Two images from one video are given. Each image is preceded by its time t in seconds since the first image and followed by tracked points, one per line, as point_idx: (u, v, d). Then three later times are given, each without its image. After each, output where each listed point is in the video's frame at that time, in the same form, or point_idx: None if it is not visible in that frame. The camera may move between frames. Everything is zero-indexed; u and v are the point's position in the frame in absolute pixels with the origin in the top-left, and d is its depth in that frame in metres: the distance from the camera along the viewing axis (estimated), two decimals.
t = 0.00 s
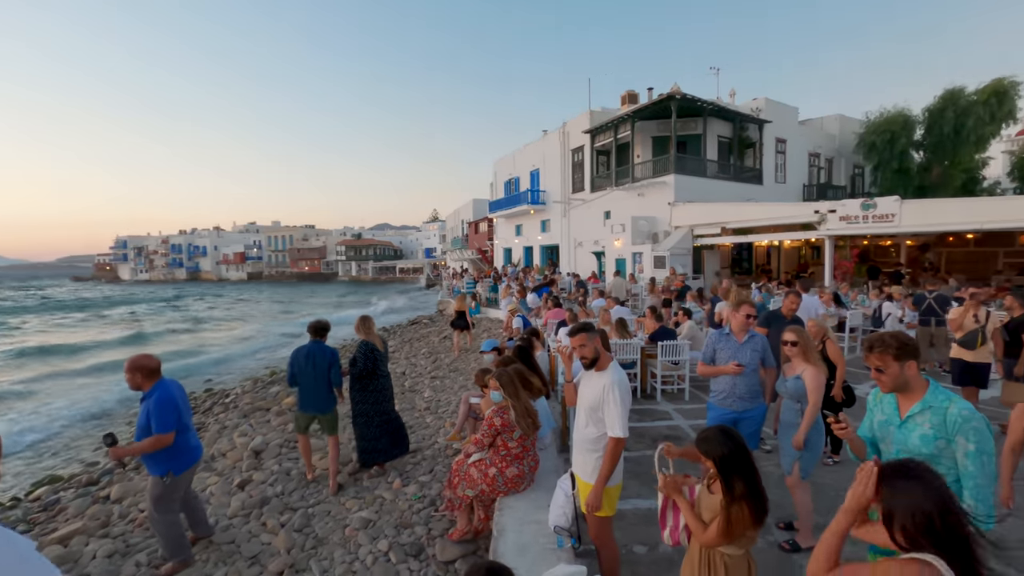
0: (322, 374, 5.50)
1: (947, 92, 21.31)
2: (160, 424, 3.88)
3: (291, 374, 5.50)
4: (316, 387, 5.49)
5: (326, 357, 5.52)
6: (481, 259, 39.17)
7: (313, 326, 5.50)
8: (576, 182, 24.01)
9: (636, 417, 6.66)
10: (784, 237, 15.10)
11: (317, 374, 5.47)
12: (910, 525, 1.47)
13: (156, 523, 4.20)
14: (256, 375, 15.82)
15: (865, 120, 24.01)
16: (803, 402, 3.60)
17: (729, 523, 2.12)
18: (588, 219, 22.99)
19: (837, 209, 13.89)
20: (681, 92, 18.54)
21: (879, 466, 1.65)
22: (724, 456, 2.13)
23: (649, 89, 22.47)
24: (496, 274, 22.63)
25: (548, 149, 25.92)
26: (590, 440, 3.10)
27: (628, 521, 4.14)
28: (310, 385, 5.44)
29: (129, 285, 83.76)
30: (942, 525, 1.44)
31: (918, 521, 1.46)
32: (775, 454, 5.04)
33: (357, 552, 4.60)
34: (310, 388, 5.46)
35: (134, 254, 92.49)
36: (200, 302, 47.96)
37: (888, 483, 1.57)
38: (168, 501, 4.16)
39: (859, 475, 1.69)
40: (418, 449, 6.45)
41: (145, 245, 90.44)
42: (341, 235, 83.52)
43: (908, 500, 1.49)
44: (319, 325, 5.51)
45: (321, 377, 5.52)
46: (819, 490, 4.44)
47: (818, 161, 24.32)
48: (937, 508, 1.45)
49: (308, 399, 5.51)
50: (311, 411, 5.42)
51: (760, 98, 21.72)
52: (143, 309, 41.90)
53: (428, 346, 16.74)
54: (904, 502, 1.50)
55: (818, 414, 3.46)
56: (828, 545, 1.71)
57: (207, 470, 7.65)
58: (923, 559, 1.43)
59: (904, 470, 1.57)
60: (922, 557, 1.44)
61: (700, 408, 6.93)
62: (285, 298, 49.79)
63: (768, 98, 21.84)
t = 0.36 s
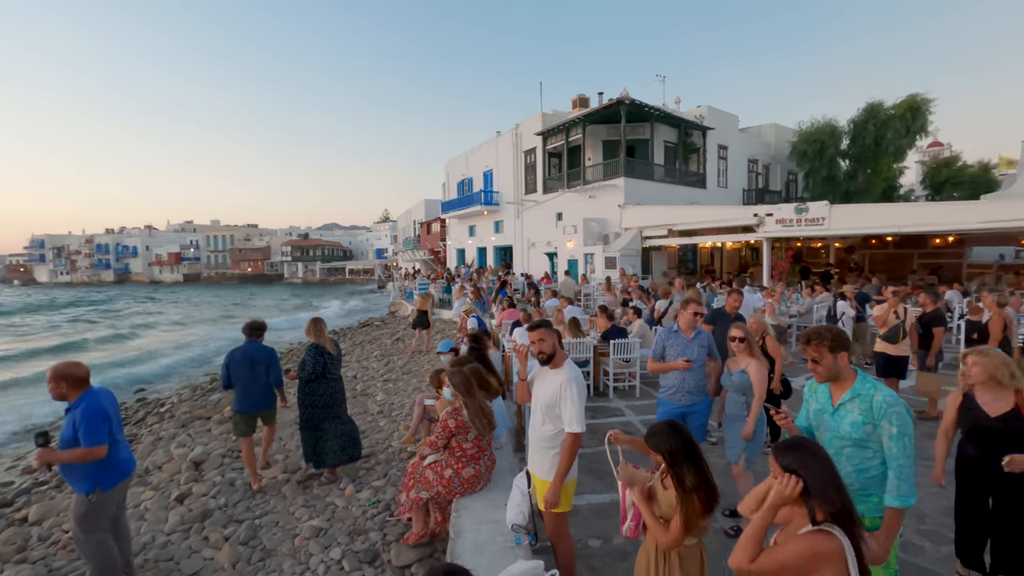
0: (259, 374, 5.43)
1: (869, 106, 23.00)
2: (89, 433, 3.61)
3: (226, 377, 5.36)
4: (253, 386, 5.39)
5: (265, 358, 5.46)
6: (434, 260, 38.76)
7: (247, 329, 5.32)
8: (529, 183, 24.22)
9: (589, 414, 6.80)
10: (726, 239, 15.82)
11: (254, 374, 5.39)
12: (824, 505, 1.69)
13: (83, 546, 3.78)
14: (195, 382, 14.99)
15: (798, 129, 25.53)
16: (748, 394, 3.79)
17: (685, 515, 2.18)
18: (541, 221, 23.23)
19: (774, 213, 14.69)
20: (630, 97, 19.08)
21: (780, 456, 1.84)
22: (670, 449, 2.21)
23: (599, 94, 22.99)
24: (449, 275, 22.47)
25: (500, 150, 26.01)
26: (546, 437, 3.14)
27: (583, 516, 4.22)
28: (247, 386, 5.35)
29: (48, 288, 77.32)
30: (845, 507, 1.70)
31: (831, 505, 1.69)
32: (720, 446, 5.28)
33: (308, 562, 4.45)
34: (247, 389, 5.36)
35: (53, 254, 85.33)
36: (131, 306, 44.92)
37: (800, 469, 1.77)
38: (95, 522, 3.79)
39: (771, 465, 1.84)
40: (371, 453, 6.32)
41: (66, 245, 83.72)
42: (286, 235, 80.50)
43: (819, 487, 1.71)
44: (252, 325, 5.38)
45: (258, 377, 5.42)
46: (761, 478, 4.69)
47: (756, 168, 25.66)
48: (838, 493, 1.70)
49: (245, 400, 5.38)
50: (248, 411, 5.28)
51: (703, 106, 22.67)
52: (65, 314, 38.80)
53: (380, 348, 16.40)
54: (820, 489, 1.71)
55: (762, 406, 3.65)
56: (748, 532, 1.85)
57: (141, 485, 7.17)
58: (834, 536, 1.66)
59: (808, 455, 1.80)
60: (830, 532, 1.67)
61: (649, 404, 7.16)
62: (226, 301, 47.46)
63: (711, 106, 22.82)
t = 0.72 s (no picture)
0: (210, 378, 5.20)
1: (810, 115, 24.29)
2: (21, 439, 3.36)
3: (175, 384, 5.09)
4: (205, 390, 5.17)
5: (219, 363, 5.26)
6: (391, 260, 38.11)
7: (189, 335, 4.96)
8: (488, 184, 24.22)
9: (549, 413, 6.87)
10: (679, 240, 16.34)
11: (205, 379, 5.16)
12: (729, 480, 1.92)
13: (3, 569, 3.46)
14: (135, 391, 14.15)
15: (745, 135, 26.66)
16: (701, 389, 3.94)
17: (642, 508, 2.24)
18: (500, 221, 23.28)
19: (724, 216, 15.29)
20: (587, 101, 19.39)
21: (690, 445, 2.00)
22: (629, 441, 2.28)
23: (557, 96, 23.24)
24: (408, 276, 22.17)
25: (459, 151, 25.87)
26: (508, 435, 3.16)
27: (545, 514, 4.27)
28: (197, 390, 5.12)
29: None
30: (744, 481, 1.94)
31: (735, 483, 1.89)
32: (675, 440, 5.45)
33: (262, 573, 4.30)
34: (198, 394, 5.12)
35: None
36: (62, 310, 41.89)
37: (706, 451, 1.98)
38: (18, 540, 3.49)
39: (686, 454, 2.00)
40: (328, 459, 6.17)
41: None
42: (235, 234, 77.25)
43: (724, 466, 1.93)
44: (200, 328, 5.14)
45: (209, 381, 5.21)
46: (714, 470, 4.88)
47: (707, 172, 26.62)
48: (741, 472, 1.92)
49: (196, 407, 5.13)
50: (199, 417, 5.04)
51: (657, 111, 23.31)
52: None
53: (337, 351, 16.00)
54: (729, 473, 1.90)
55: (714, 400, 3.81)
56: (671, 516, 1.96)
57: (76, 500, 6.71)
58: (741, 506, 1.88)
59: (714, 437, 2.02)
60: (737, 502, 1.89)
61: (608, 401, 7.31)
62: (169, 303, 45.01)
63: (664, 111, 23.51)
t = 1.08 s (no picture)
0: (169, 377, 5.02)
1: (768, 121, 25.17)
2: None
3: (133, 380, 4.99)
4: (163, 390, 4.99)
5: (177, 360, 5.04)
6: (358, 261, 37.50)
7: (156, 331, 4.93)
8: (457, 184, 24.13)
9: (519, 412, 6.91)
10: (646, 241, 16.66)
11: (162, 378, 4.97)
12: (661, 473, 1.91)
13: None
14: (85, 398, 13.45)
15: (708, 140, 27.41)
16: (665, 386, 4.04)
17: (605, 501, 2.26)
18: (469, 222, 23.22)
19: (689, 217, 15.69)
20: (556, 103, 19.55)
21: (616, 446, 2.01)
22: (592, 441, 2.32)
23: (526, 98, 23.37)
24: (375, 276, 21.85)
25: (428, 150, 25.68)
26: (477, 434, 3.17)
27: (516, 512, 4.29)
28: (153, 390, 4.96)
29: None
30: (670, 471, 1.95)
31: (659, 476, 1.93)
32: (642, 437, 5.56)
33: None
34: (155, 394, 4.96)
35: None
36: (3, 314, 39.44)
37: (634, 450, 1.95)
38: None
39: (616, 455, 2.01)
40: (293, 464, 6.03)
41: None
42: (193, 235, 74.44)
43: (653, 462, 1.92)
44: (170, 329, 5.01)
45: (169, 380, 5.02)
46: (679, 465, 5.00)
47: (672, 174, 27.25)
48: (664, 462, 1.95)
49: (153, 406, 4.97)
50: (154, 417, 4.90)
51: (624, 114, 23.72)
52: None
53: (302, 354, 15.63)
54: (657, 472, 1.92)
55: (677, 396, 3.91)
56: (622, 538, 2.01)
57: (20, 515, 6.33)
58: (675, 497, 1.89)
59: (637, 433, 1.99)
60: (671, 493, 1.89)
61: (577, 400, 7.40)
62: (122, 306, 42.98)
63: (631, 115, 23.94)
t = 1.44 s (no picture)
0: (135, 374, 4.99)
1: (733, 125, 25.86)
2: None
3: (98, 379, 4.98)
4: (132, 386, 5.00)
5: (138, 355, 5.01)
6: (327, 262, 36.83)
7: (117, 328, 4.88)
8: (429, 184, 23.96)
9: (492, 412, 6.90)
10: (616, 241, 16.90)
11: (128, 375, 4.96)
12: (610, 473, 1.93)
13: None
14: (35, 406, 12.77)
15: (676, 142, 27.98)
16: (633, 383, 4.12)
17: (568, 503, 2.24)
18: (441, 222, 23.09)
19: (658, 218, 16.02)
20: (527, 104, 19.64)
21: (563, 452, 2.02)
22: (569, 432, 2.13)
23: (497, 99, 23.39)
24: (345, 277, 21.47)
25: (398, 150, 25.40)
26: (448, 434, 3.15)
27: (489, 512, 4.30)
28: (121, 388, 4.97)
29: None
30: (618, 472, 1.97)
31: (607, 476, 1.94)
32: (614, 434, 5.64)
33: None
34: (122, 391, 4.96)
35: None
36: None
37: (582, 453, 1.97)
38: None
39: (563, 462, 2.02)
40: (260, 470, 5.88)
41: None
42: (153, 234, 71.68)
43: (599, 463, 1.94)
44: (132, 325, 4.93)
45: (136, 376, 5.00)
46: (649, 460, 5.10)
47: (642, 176, 27.71)
48: (611, 463, 1.97)
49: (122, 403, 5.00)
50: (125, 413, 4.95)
51: (594, 116, 24.01)
52: None
53: (269, 357, 15.25)
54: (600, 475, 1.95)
55: (645, 394, 3.98)
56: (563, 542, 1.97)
57: None
58: (625, 497, 1.90)
59: (584, 435, 2.03)
60: (619, 493, 1.90)
61: (549, 399, 7.44)
62: (74, 309, 40.96)
63: (601, 117, 24.24)
